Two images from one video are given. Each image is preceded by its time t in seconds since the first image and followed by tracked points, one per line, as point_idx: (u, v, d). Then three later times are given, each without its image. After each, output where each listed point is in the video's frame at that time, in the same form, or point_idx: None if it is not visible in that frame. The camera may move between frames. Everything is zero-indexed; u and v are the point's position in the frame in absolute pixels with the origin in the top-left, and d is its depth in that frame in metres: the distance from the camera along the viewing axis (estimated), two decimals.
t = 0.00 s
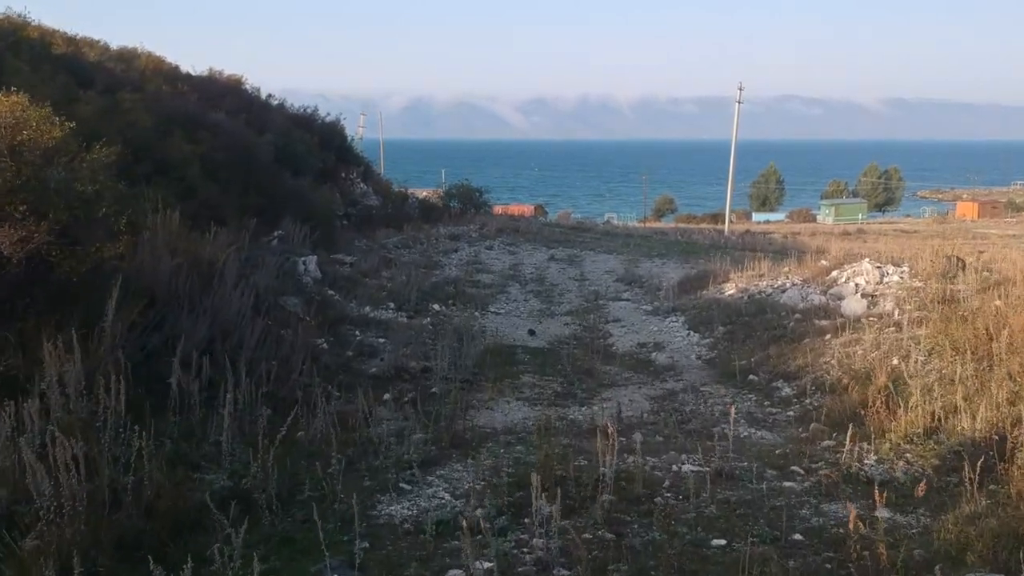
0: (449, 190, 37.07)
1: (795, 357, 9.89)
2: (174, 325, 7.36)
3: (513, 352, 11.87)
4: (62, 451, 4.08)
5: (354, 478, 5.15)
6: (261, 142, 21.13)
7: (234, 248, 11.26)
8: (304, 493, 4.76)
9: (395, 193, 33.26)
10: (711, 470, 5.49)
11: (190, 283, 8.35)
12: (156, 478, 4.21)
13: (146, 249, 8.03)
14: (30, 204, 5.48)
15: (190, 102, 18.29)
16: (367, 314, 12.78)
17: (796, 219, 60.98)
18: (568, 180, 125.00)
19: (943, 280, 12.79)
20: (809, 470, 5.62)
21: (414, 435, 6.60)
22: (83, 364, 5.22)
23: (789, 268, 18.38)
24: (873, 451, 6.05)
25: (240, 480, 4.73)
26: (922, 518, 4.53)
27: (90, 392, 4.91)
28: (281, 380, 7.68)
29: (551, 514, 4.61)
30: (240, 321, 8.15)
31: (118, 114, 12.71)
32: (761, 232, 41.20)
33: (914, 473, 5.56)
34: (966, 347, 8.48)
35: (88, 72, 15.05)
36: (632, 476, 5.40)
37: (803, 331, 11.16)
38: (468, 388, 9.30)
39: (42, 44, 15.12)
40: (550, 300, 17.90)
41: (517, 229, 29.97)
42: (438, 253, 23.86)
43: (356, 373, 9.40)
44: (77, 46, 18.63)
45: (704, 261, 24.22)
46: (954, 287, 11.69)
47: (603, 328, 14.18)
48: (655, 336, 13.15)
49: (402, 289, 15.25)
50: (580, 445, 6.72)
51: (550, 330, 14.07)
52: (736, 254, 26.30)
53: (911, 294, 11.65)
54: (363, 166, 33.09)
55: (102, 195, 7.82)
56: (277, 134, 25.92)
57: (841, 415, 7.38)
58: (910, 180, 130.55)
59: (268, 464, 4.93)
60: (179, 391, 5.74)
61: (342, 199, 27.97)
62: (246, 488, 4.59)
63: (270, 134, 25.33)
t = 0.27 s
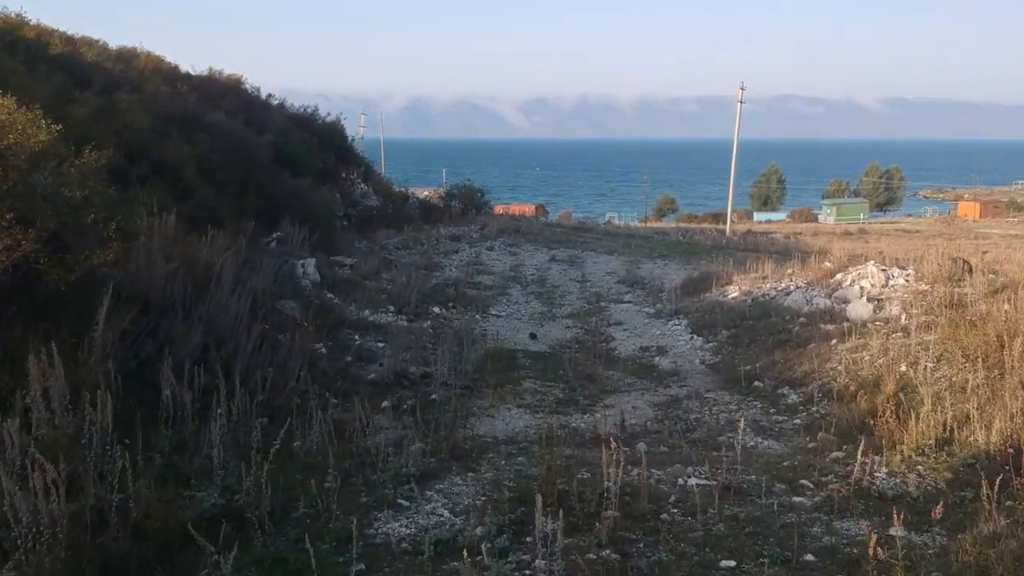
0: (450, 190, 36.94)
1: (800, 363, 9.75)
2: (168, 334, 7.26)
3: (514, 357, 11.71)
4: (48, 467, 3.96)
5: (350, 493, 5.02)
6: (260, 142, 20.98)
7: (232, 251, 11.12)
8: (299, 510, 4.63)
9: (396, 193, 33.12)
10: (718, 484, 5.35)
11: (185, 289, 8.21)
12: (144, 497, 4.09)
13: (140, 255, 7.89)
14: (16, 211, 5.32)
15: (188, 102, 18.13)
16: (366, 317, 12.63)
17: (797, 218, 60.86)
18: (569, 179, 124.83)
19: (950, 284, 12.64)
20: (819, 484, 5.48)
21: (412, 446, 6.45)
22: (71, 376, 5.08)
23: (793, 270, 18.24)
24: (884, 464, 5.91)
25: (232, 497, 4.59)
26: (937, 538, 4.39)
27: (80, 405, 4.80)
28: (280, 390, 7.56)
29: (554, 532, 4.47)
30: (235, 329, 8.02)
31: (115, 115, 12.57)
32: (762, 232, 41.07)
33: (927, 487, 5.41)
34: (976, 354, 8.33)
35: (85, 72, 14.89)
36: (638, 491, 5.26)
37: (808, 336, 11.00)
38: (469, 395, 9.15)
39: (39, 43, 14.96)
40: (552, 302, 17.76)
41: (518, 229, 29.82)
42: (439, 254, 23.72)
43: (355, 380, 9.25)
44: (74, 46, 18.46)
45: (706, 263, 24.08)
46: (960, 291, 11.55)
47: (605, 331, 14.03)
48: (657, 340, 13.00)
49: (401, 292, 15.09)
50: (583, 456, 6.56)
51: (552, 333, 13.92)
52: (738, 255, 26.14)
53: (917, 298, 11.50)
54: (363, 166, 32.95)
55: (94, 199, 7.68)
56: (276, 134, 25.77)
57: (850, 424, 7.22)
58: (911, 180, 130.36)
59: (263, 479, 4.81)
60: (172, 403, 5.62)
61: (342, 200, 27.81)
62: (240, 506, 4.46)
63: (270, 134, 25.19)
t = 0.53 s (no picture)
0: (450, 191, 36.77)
1: (807, 370, 9.58)
2: (161, 342, 7.10)
3: (515, 362, 11.55)
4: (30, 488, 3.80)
5: (347, 511, 4.86)
6: (260, 143, 20.80)
7: (229, 255, 10.95)
8: (293, 531, 4.47)
9: (396, 194, 32.94)
10: (726, 501, 5.19)
11: (180, 295, 8.06)
12: (132, 519, 3.93)
13: (134, 261, 7.73)
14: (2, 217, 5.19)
15: (186, 103, 17.96)
16: (365, 322, 12.47)
17: (798, 219, 60.69)
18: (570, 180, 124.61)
19: (957, 288, 12.47)
20: (830, 501, 5.32)
21: (411, 459, 6.29)
22: (59, 390, 4.93)
23: (796, 273, 18.07)
24: (896, 479, 5.74)
25: (224, 517, 4.44)
26: (956, 562, 4.23)
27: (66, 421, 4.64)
28: (276, 399, 7.40)
29: (558, 555, 4.31)
30: (231, 335, 7.87)
31: (112, 117, 12.41)
32: (764, 233, 40.88)
33: (942, 504, 5.25)
34: (987, 362, 8.16)
35: (81, 73, 14.72)
36: (644, 508, 5.09)
37: (814, 342, 10.83)
38: (469, 403, 8.98)
39: (35, 44, 14.79)
40: (553, 305, 17.59)
41: (519, 231, 29.66)
42: (439, 256, 23.56)
43: (353, 387, 9.09)
44: (71, 47, 18.29)
45: (709, 264, 23.92)
46: (968, 297, 11.38)
47: (607, 336, 13.86)
48: (661, 345, 12.84)
49: (401, 295, 14.92)
50: (587, 469, 6.39)
51: (554, 338, 13.75)
52: (740, 257, 25.98)
53: (925, 303, 11.33)
54: (363, 167, 32.79)
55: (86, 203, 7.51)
56: (276, 135, 25.61)
57: (859, 435, 7.05)
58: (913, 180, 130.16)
59: (256, 497, 4.65)
60: (163, 417, 5.46)
61: (342, 201, 27.65)
62: (231, 527, 4.30)
63: (269, 135, 25.02)
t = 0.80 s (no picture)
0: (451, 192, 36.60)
1: (814, 378, 9.40)
2: (155, 352, 6.93)
3: (517, 369, 11.37)
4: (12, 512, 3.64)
5: (344, 533, 4.69)
6: (259, 145, 20.64)
7: (227, 260, 10.78)
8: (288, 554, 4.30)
9: (397, 195, 32.77)
10: (737, 520, 5.02)
11: (174, 304, 7.87)
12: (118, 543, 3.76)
13: (127, 268, 7.56)
14: None
15: (185, 105, 17.80)
16: (364, 327, 12.29)
17: (799, 219, 60.52)
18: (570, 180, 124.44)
19: (964, 293, 12.30)
20: (844, 519, 5.15)
21: (410, 474, 6.12)
22: (44, 406, 4.76)
23: (800, 276, 17.90)
24: (911, 495, 5.58)
25: (215, 540, 4.28)
26: None
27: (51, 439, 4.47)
28: (272, 409, 7.22)
29: None
30: (226, 345, 7.68)
31: (108, 120, 12.25)
32: (765, 234, 40.70)
33: (960, 523, 5.08)
34: (1000, 371, 7.99)
35: (78, 75, 14.56)
36: (652, 528, 4.92)
37: (821, 348, 10.65)
38: (470, 412, 8.81)
39: (31, 45, 14.63)
40: (555, 309, 17.42)
41: (520, 232, 29.49)
42: (440, 258, 23.39)
43: (352, 396, 8.91)
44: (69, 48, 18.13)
45: (711, 267, 23.74)
46: (977, 302, 11.20)
47: (610, 341, 13.68)
48: (664, 351, 12.65)
49: (401, 299, 14.75)
50: (592, 484, 6.22)
51: (555, 343, 13.58)
52: (743, 259, 25.79)
53: (933, 309, 11.16)
54: (364, 168, 32.62)
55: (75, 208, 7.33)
56: (276, 136, 25.44)
57: (871, 448, 6.87)
58: (914, 180, 129.94)
59: (249, 518, 4.49)
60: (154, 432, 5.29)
61: (342, 203, 27.48)
62: (223, 550, 4.14)
63: (268, 137, 24.85)
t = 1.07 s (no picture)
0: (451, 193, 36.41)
1: (821, 385, 9.23)
2: (147, 361, 6.77)
3: (518, 375, 11.20)
4: None
5: (337, 554, 4.55)
6: (258, 146, 20.48)
7: (223, 265, 10.63)
8: None
9: (397, 196, 32.59)
10: (746, 538, 4.87)
11: (168, 311, 7.72)
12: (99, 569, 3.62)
13: (120, 275, 7.40)
14: None
15: (183, 106, 17.65)
16: (363, 331, 12.13)
17: (801, 220, 60.31)
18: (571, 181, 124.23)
19: (971, 298, 12.12)
20: (856, 537, 4.99)
21: (408, 487, 5.97)
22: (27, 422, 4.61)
23: (804, 279, 17.71)
24: (924, 511, 5.42)
25: (204, 562, 4.14)
26: None
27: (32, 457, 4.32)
28: (267, 419, 7.06)
29: None
30: (222, 352, 7.53)
31: (104, 121, 12.11)
32: (767, 234, 40.51)
33: (976, 542, 4.93)
34: (1011, 379, 7.83)
35: (74, 75, 14.40)
36: (659, 547, 4.76)
37: (827, 354, 10.47)
38: (470, 420, 8.65)
39: (27, 45, 14.47)
40: (556, 311, 17.25)
41: (521, 233, 29.31)
42: (440, 260, 23.21)
43: (350, 404, 8.76)
44: (66, 48, 17.98)
45: (714, 269, 23.56)
46: (985, 307, 11.03)
47: (612, 345, 13.51)
48: (667, 355, 12.48)
49: (401, 302, 14.60)
50: (595, 497, 6.06)
51: (557, 347, 13.41)
52: (746, 261, 25.62)
53: (940, 314, 10.98)
54: (364, 169, 32.45)
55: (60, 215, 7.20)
56: (275, 137, 25.28)
57: (881, 459, 6.72)
58: (915, 181, 129.67)
59: (239, 539, 4.34)
60: (142, 447, 5.14)
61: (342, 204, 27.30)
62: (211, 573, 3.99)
63: (268, 137, 24.68)
